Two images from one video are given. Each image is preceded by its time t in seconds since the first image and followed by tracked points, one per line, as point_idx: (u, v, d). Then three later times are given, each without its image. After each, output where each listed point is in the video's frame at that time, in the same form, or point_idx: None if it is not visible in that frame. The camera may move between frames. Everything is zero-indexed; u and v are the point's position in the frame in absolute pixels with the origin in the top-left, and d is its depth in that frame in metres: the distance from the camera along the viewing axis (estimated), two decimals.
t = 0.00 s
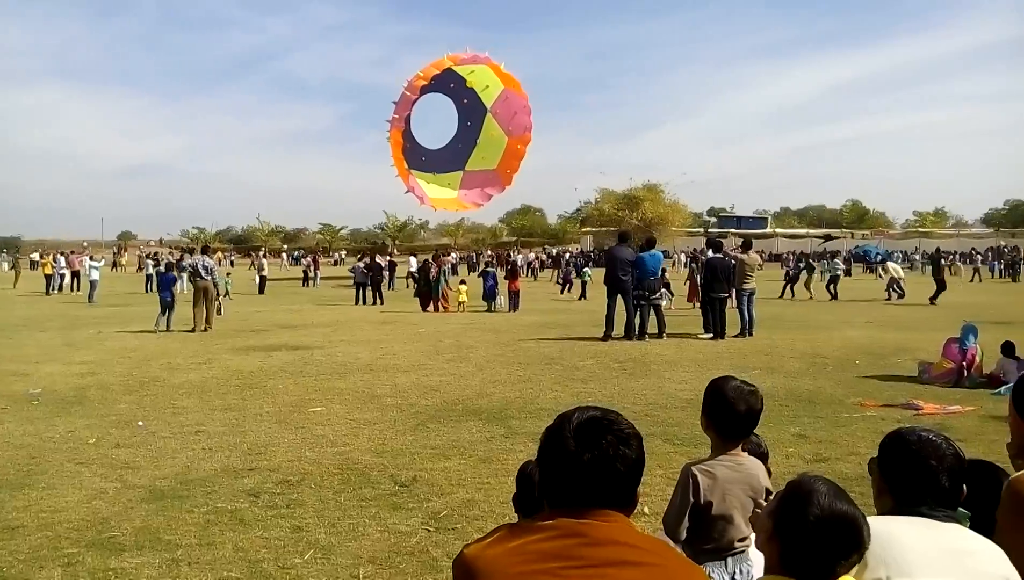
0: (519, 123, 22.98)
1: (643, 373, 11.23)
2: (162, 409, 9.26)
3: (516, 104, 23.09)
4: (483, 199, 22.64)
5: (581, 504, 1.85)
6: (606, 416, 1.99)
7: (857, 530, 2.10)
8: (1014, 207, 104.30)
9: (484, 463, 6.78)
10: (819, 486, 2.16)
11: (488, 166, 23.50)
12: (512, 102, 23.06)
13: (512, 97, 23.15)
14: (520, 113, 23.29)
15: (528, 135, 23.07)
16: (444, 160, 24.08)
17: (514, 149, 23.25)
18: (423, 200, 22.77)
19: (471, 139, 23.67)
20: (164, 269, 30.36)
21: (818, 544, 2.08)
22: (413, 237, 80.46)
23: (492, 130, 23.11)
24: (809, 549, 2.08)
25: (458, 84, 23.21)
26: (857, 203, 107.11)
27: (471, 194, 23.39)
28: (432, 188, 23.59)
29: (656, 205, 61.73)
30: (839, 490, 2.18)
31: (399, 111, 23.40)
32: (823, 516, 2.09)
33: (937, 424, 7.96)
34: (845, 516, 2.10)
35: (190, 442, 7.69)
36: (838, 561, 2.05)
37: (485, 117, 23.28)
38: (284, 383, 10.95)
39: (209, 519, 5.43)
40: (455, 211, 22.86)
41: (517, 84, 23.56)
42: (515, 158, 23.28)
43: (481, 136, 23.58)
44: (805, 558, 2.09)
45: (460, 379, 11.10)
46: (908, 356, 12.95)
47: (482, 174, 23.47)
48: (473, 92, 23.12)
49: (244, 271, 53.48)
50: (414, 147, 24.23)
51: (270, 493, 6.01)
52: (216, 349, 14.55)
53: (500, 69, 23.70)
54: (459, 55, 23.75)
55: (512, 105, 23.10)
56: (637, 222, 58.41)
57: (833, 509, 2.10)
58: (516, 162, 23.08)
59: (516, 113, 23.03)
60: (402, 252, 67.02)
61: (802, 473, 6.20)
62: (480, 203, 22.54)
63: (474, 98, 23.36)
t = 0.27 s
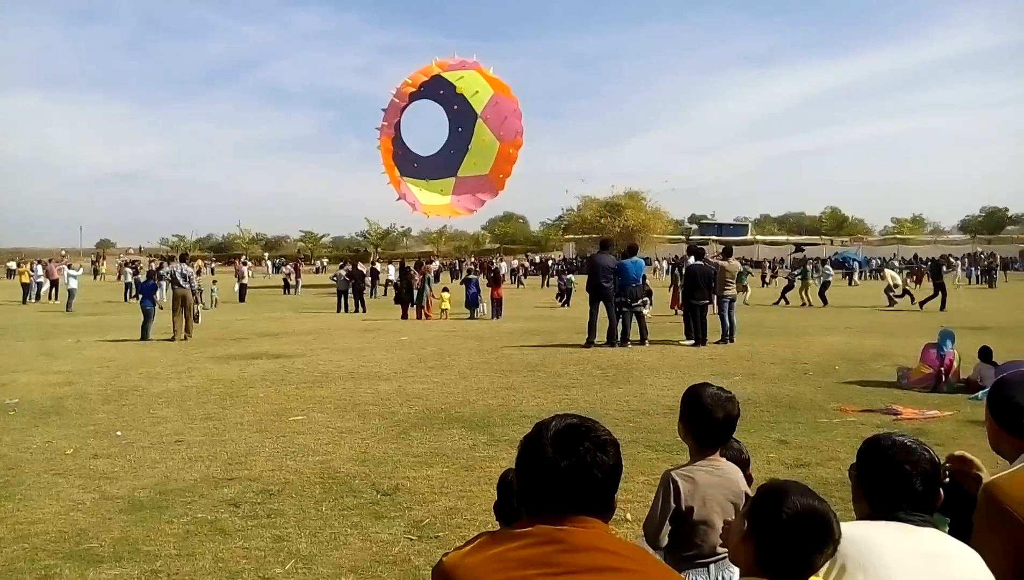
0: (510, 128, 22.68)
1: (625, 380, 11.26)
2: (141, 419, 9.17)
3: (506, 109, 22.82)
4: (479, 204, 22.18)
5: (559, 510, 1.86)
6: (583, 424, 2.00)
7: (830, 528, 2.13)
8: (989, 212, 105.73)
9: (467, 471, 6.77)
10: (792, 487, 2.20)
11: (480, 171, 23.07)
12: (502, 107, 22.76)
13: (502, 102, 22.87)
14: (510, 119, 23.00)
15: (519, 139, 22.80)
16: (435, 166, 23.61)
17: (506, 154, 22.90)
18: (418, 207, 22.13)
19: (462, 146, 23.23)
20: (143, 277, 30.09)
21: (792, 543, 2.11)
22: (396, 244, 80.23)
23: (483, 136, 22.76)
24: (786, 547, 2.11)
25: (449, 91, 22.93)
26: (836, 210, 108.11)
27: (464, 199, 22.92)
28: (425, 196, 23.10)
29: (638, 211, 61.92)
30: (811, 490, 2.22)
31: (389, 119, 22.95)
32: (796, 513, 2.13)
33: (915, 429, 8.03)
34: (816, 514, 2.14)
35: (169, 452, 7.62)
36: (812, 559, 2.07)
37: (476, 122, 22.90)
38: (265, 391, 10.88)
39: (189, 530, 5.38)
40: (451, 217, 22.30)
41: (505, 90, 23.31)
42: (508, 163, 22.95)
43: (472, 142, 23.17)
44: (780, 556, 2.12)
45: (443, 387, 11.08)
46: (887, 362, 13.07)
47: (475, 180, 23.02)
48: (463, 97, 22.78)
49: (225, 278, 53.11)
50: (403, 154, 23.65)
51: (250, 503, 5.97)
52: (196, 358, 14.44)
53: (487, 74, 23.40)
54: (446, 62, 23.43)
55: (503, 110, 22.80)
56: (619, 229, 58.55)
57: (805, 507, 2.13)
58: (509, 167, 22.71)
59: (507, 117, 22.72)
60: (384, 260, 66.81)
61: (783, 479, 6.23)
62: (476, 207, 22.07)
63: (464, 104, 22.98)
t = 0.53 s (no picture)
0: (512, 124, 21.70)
1: (618, 380, 11.28)
2: (132, 421, 9.14)
3: (507, 105, 21.88)
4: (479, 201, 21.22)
5: (547, 511, 1.87)
6: (571, 424, 2.01)
7: (816, 526, 2.15)
8: (979, 212, 105.92)
9: (459, 472, 6.77)
10: (781, 486, 2.22)
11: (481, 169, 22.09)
12: (503, 102, 21.84)
13: (502, 98, 21.94)
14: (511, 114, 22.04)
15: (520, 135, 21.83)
16: (436, 165, 22.66)
17: (508, 151, 21.92)
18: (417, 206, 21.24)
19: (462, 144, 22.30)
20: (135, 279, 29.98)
21: (779, 540, 2.13)
22: (388, 245, 80.11)
23: (483, 132, 21.80)
24: (772, 544, 2.13)
25: (448, 88, 22.00)
26: (827, 209, 108.47)
27: (466, 198, 21.92)
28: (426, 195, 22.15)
29: (630, 212, 61.96)
30: (799, 490, 2.23)
31: (387, 118, 22.08)
32: (782, 512, 2.15)
33: (906, 428, 8.07)
34: (803, 513, 2.16)
35: (160, 454, 7.60)
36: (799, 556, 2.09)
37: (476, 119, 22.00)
38: (257, 393, 10.85)
39: (181, 532, 5.37)
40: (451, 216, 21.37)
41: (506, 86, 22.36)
42: (510, 159, 21.94)
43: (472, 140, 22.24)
44: (765, 553, 2.13)
45: (436, 388, 11.07)
46: (878, 361, 13.13)
47: (476, 177, 22.04)
48: (463, 94, 21.91)
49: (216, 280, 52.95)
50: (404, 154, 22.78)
51: (242, 505, 5.95)
52: (188, 360, 14.39)
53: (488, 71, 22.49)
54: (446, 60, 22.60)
55: (503, 105, 21.88)
56: (612, 229, 58.56)
57: (792, 506, 2.15)
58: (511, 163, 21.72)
59: (507, 114, 21.78)
60: (376, 261, 66.71)
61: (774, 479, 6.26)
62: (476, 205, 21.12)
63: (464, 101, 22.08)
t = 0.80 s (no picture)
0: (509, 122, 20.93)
1: (607, 384, 11.29)
2: (120, 427, 9.09)
3: (505, 103, 21.10)
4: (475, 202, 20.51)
5: (534, 515, 1.87)
6: (557, 428, 2.02)
7: (802, 529, 2.16)
8: (966, 215, 106.70)
9: (449, 477, 6.76)
10: (771, 489, 2.22)
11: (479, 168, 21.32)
12: (501, 101, 21.08)
13: (500, 97, 21.17)
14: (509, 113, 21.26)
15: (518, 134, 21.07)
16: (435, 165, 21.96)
17: (506, 150, 21.15)
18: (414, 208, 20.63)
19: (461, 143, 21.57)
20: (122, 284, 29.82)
21: (764, 541, 2.14)
22: (378, 249, 79.94)
23: (480, 132, 21.06)
24: (756, 545, 2.14)
25: (444, 88, 21.31)
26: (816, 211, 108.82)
27: (465, 199, 21.14)
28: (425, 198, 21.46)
29: (620, 215, 62.05)
30: (789, 493, 2.24)
31: (384, 121, 21.49)
32: (766, 514, 2.16)
33: (894, 429, 8.11)
34: (789, 515, 2.16)
35: (148, 460, 7.56)
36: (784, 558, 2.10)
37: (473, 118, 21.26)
38: (246, 399, 10.79)
39: (169, 539, 5.34)
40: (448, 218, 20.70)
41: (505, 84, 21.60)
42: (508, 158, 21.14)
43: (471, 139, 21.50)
44: (748, 554, 2.15)
45: (426, 392, 11.05)
46: (866, 363, 13.18)
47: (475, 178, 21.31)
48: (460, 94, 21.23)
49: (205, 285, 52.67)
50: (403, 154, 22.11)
51: (230, 511, 5.93)
52: (176, 365, 14.31)
53: (487, 71, 21.79)
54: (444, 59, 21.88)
55: (500, 104, 21.11)
56: (601, 233, 58.59)
57: (776, 507, 2.16)
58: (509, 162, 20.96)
59: (505, 112, 21.01)
60: (366, 265, 66.55)
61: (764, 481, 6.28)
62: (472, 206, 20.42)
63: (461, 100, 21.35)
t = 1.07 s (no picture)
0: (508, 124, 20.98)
1: (596, 389, 11.30)
2: (107, 435, 9.03)
3: (502, 106, 21.12)
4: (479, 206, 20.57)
5: (520, 524, 1.87)
6: (545, 435, 2.02)
7: (784, 536, 2.18)
8: (952, 220, 107.46)
9: (438, 483, 6.75)
10: (757, 496, 2.27)
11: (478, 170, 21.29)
12: (498, 104, 21.06)
13: (497, 99, 21.16)
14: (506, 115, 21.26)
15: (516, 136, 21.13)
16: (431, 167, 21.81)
17: (504, 152, 21.16)
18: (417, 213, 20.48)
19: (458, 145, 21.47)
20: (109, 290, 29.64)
21: (745, 548, 2.19)
22: (367, 255, 79.79)
23: (479, 134, 20.99)
24: (736, 552, 2.20)
25: (442, 91, 21.10)
26: (803, 216, 109.35)
27: (463, 201, 21.17)
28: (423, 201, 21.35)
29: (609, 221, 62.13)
30: (775, 500, 2.28)
31: (381, 125, 21.17)
32: (748, 520, 2.21)
33: (881, 434, 8.16)
34: (772, 522, 2.20)
35: (135, 468, 7.51)
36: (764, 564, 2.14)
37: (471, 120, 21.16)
38: (234, 406, 10.73)
39: (156, 548, 5.31)
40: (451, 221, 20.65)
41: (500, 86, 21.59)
42: (506, 160, 21.23)
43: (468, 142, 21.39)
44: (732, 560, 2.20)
45: (415, 398, 11.03)
46: (853, 368, 13.25)
47: (473, 180, 21.29)
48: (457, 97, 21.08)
49: (193, 292, 52.40)
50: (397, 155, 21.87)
51: (218, 519, 5.89)
52: (163, 372, 14.23)
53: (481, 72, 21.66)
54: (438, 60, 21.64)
55: (498, 107, 21.11)
56: (590, 238, 58.65)
57: (759, 514, 2.21)
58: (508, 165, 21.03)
59: (503, 114, 21.03)
60: (355, 271, 66.37)
61: (752, 487, 6.30)
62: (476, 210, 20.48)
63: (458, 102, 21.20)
